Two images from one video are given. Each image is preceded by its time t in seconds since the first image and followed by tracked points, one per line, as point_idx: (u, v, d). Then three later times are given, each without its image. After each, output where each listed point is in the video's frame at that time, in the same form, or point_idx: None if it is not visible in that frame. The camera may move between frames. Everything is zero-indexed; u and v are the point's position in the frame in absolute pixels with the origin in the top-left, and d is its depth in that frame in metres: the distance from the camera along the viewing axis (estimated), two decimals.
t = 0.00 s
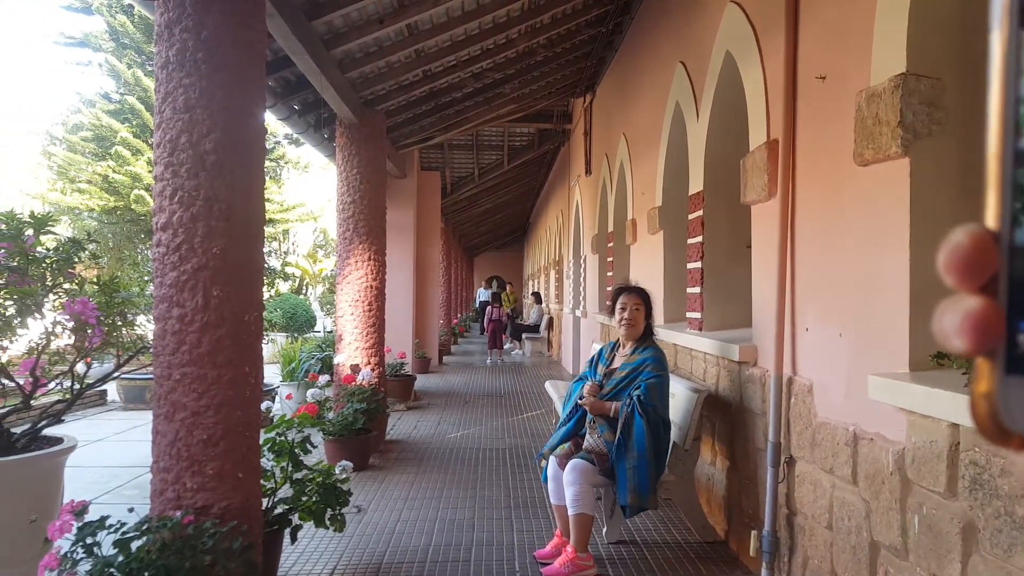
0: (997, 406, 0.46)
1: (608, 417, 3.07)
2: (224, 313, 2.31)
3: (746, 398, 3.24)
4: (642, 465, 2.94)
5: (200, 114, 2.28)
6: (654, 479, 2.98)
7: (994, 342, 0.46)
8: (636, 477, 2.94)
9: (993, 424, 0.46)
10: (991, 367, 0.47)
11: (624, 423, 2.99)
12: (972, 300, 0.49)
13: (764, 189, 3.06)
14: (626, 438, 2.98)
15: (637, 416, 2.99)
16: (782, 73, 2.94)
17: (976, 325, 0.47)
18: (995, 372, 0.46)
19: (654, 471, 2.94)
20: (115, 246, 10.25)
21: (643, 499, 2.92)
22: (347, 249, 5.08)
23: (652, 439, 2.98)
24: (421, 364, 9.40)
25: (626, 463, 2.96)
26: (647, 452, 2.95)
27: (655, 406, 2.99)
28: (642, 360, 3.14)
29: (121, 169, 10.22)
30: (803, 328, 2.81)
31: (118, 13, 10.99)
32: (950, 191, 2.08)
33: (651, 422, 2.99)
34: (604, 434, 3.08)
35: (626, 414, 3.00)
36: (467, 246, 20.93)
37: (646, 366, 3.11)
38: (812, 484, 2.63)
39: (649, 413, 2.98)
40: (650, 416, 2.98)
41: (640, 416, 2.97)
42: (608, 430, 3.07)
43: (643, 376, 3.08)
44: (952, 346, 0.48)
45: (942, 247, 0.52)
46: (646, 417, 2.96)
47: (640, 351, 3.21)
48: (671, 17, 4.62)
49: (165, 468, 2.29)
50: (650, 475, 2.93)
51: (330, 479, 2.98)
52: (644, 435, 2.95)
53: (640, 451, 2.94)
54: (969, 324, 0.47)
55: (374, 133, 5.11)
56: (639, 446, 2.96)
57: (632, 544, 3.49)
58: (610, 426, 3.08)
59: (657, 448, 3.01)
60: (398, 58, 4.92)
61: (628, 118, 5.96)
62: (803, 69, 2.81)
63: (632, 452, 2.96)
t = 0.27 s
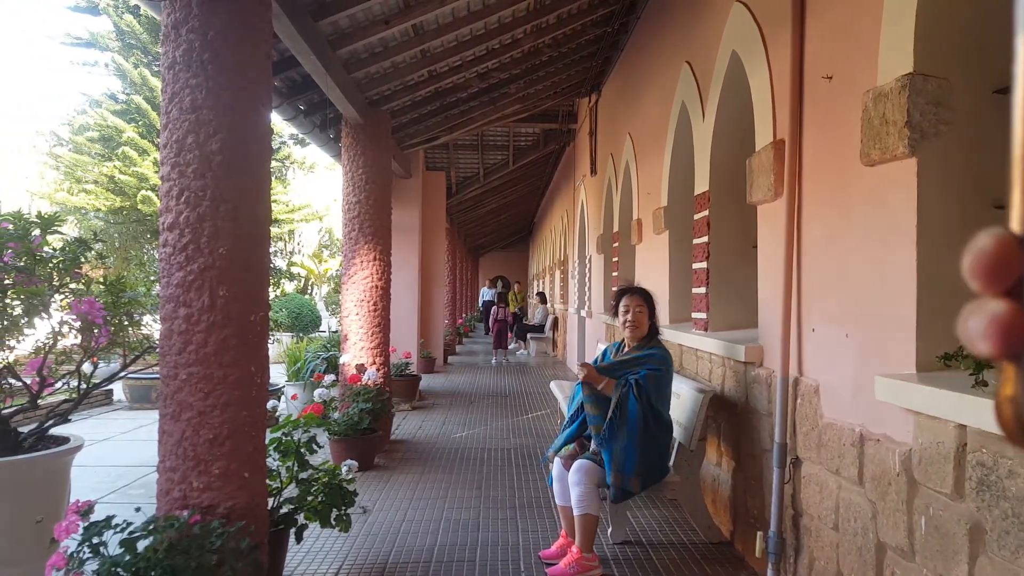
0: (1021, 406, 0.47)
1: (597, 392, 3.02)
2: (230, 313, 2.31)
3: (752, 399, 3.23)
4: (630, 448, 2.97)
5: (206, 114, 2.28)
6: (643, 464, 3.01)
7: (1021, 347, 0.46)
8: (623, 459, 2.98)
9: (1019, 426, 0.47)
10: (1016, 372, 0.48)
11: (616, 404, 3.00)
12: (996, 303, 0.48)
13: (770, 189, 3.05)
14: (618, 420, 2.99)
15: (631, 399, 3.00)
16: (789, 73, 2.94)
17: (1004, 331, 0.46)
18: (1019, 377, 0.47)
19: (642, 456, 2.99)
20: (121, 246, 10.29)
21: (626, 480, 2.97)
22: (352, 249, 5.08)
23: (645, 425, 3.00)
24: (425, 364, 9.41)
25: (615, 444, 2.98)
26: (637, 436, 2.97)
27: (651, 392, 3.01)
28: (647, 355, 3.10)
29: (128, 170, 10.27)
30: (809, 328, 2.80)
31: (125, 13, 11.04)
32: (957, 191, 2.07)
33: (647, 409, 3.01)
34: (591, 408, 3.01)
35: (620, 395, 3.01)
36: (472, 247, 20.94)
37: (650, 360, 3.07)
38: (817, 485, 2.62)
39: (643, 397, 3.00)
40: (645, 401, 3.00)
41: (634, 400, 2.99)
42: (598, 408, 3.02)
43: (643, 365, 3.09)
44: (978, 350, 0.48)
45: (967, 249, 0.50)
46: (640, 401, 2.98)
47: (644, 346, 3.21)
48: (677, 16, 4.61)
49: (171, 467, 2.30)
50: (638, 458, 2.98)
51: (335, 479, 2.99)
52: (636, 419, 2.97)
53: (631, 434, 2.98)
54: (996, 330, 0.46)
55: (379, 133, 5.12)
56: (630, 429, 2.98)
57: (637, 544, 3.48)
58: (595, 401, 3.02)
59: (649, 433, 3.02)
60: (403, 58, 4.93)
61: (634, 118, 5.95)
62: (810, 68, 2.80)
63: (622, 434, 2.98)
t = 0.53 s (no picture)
0: None
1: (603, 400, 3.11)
2: (235, 313, 2.31)
3: (757, 399, 3.22)
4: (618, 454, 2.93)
5: (212, 114, 2.29)
6: (634, 472, 2.93)
7: None
8: (610, 464, 2.94)
9: None
10: None
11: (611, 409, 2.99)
12: (1017, 311, 0.52)
13: (776, 188, 3.03)
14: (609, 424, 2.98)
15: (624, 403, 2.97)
16: (795, 71, 2.92)
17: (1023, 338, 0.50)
18: None
19: (628, 465, 2.90)
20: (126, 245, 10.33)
21: (610, 487, 2.91)
22: (357, 249, 5.09)
23: (635, 431, 2.93)
24: (430, 363, 9.41)
25: (606, 447, 2.97)
26: (625, 441, 2.91)
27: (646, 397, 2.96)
28: (648, 356, 3.13)
29: (133, 170, 10.30)
30: (815, 328, 2.78)
31: (129, 14, 11.07)
32: (965, 191, 2.06)
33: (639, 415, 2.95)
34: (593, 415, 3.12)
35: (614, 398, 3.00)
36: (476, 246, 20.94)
37: (650, 360, 3.10)
38: (824, 486, 2.61)
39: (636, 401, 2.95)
40: (637, 405, 2.95)
41: (626, 404, 2.95)
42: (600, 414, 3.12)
43: (644, 369, 3.07)
44: (1000, 356, 0.53)
45: (989, 259, 0.56)
46: (630, 405, 2.93)
47: (648, 349, 3.19)
48: (683, 16, 4.60)
49: (177, 467, 2.30)
50: (622, 466, 2.89)
51: (340, 479, 2.99)
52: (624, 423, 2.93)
53: (619, 439, 2.93)
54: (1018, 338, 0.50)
55: (383, 133, 5.12)
56: (619, 434, 2.94)
57: (642, 544, 3.47)
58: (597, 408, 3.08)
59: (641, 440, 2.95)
60: (408, 58, 4.93)
61: (639, 118, 5.94)
62: (816, 67, 2.78)
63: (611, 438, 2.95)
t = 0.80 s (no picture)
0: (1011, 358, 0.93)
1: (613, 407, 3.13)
2: (240, 312, 2.32)
3: (762, 399, 3.21)
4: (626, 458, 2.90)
5: (216, 114, 2.29)
6: (643, 475, 2.89)
7: None
8: (619, 468, 2.91)
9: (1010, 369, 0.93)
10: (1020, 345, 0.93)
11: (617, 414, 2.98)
12: (1016, 318, 0.91)
13: (782, 188, 3.02)
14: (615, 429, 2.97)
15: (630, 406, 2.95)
16: (800, 70, 2.91)
17: None
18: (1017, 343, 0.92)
19: (636, 468, 2.86)
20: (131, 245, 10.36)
21: (619, 491, 2.88)
22: (361, 248, 5.09)
23: (642, 434, 2.91)
24: (433, 363, 9.42)
25: (614, 452, 2.96)
26: (632, 445, 2.89)
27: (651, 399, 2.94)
28: (651, 356, 3.13)
29: (137, 170, 10.34)
30: (821, 328, 2.77)
31: (134, 14, 11.10)
32: (971, 190, 2.05)
33: (646, 418, 2.93)
34: (606, 421, 3.15)
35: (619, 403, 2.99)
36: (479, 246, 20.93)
37: (654, 360, 3.09)
38: (829, 486, 2.60)
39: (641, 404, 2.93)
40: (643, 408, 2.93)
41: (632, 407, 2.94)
42: (611, 420, 3.13)
43: (648, 370, 3.06)
44: (1004, 350, 0.91)
45: (995, 265, 0.97)
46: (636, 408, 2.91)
47: (651, 349, 3.19)
48: (687, 15, 4.59)
49: (182, 466, 2.31)
50: (630, 469, 2.86)
51: (344, 478, 2.99)
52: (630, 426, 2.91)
53: (626, 443, 2.91)
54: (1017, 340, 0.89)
55: (388, 132, 5.12)
56: (626, 438, 2.92)
57: (646, 545, 3.47)
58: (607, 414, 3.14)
59: (649, 442, 2.92)
60: (413, 57, 4.93)
61: (643, 117, 5.93)
62: (822, 66, 2.77)
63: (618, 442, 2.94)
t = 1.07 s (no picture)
0: None
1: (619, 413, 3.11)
2: (245, 312, 2.32)
3: (767, 399, 3.20)
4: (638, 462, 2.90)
5: (221, 114, 2.29)
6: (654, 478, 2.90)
7: None
8: (630, 473, 2.91)
9: None
10: None
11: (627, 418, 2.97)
12: (1014, 312, 0.55)
13: (786, 187, 3.02)
14: (626, 434, 2.95)
15: (640, 411, 2.95)
16: (805, 69, 2.90)
17: (1019, 340, 0.53)
18: None
19: (648, 472, 2.87)
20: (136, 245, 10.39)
21: (632, 496, 2.88)
22: (365, 248, 5.10)
23: (652, 438, 2.92)
24: (437, 363, 9.42)
25: (625, 456, 2.95)
26: (644, 449, 2.89)
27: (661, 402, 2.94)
28: (656, 356, 3.12)
29: (142, 170, 10.37)
30: (825, 328, 2.77)
31: (139, 14, 11.13)
32: (976, 190, 2.04)
33: (655, 421, 2.94)
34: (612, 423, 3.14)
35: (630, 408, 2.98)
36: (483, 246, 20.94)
37: (659, 361, 3.09)
38: (833, 486, 2.60)
39: (652, 408, 2.93)
40: (653, 412, 2.93)
41: (642, 412, 2.93)
42: (617, 422, 3.12)
43: (654, 371, 3.06)
44: (997, 358, 0.56)
45: (986, 261, 0.59)
46: (647, 412, 2.92)
47: (655, 349, 3.19)
48: (691, 14, 4.58)
49: (186, 465, 2.31)
50: (643, 473, 2.86)
51: (348, 478, 2.98)
52: (642, 431, 2.91)
53: (637, 448, 2.91)
54: (1011, 339, 0.53)
55: (392, 132, 5.13)
56: (637, 442, 2.92)
57: (650, 545, 3.46)
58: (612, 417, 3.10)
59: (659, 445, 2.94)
60: (417, 57, 4.94)
61: (647, 117, 5.92)
62: (827, 64, 2.76)
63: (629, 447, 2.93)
